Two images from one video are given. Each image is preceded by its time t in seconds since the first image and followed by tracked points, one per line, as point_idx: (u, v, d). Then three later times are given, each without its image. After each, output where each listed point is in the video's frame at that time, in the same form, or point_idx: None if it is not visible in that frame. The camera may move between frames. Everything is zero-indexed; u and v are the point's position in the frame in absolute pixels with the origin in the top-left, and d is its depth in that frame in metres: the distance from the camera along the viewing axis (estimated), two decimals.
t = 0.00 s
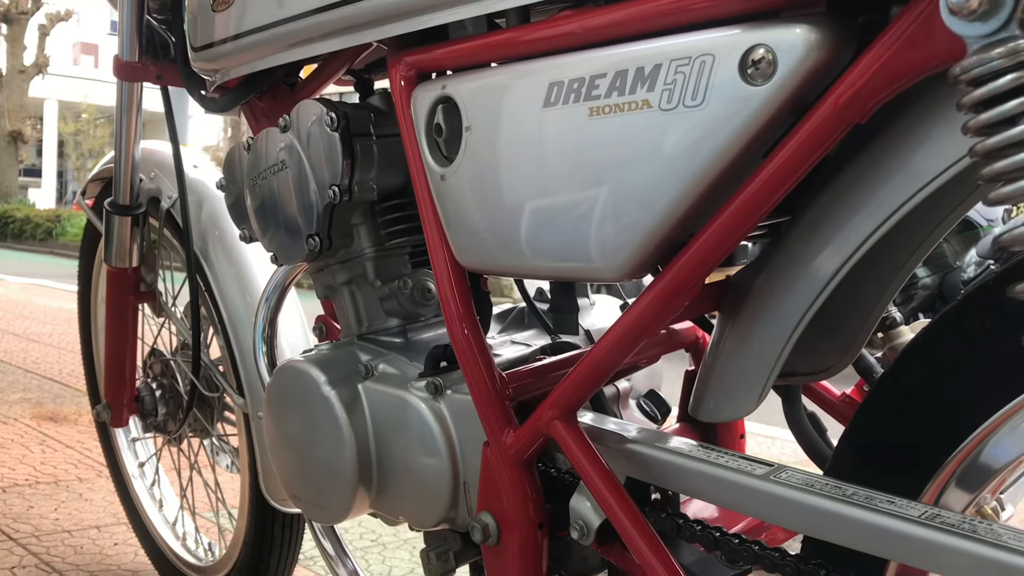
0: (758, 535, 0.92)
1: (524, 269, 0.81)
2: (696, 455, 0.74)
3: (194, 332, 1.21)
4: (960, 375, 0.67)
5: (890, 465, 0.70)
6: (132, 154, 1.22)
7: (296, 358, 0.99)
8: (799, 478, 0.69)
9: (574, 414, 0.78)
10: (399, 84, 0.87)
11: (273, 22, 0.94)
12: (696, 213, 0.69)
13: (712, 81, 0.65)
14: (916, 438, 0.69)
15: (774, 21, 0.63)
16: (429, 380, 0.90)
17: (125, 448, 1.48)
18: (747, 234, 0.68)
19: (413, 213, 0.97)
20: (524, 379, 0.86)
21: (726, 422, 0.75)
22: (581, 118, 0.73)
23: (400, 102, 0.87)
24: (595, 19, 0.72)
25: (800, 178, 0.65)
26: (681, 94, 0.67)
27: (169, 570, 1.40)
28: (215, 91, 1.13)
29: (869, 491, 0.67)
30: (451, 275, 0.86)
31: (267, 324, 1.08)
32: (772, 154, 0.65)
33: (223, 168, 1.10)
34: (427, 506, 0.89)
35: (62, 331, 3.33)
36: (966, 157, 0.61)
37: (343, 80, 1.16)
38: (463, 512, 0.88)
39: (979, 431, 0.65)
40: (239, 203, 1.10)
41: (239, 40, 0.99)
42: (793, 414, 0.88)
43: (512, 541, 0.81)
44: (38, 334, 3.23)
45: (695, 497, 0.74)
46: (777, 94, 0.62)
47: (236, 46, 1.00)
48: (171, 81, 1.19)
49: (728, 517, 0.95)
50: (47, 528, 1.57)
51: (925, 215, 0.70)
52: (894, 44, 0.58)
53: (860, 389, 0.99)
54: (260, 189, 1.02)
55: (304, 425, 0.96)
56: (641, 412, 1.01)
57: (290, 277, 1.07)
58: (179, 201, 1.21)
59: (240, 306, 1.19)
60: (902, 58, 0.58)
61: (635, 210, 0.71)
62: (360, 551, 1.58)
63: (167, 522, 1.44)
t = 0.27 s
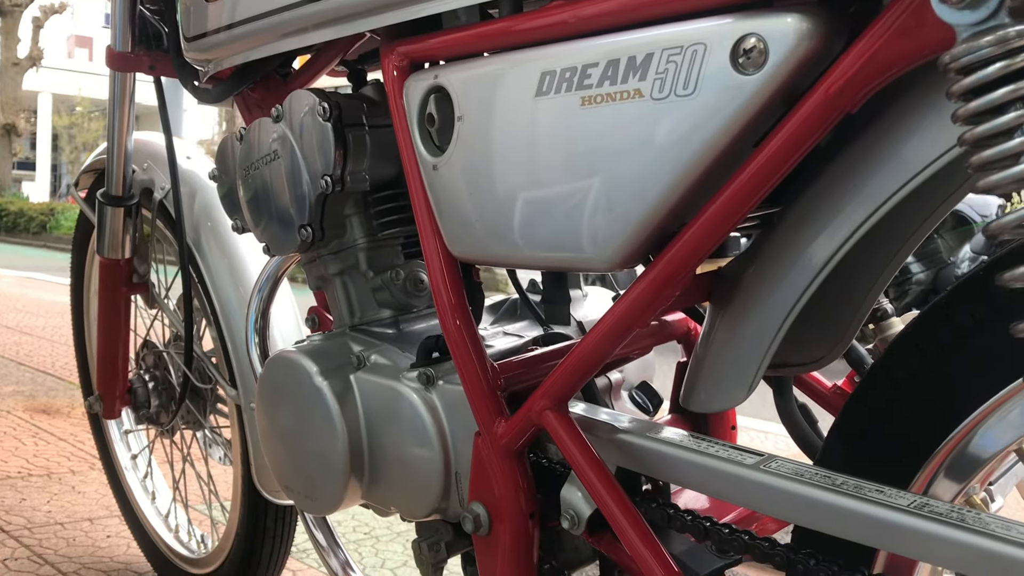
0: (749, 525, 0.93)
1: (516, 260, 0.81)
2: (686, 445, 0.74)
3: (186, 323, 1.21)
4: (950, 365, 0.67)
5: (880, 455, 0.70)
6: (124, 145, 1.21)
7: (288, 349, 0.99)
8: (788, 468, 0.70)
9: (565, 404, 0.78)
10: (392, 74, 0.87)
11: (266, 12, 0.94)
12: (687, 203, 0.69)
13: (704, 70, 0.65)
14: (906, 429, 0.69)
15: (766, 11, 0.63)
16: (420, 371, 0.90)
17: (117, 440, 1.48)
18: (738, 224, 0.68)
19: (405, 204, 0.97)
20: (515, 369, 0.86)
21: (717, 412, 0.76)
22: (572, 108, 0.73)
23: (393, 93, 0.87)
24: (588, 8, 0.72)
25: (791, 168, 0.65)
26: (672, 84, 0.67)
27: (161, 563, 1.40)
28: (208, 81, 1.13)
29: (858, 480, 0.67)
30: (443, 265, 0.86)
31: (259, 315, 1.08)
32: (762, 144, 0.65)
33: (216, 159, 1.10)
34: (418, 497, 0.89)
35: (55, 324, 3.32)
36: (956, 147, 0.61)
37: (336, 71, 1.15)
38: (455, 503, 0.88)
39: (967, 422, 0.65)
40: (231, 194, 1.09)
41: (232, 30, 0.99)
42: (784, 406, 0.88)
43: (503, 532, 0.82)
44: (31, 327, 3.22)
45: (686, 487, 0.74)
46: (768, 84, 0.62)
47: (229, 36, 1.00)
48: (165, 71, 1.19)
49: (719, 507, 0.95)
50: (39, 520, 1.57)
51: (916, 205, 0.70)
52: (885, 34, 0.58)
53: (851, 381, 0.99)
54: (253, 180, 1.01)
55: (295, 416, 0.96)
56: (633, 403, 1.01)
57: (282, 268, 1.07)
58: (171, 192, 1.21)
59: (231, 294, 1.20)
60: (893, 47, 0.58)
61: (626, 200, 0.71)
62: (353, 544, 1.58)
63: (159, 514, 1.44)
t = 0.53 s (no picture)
0: (741, 513, 0.93)
1: (509, 249, 0.81)
2: (679, 433, 0.74)
3: (180, 314, 1.21)
4: (942, 353, 0.67)
5: (872, 443, 0.70)
6: (118, 135, 1.21)
7: (282, 338, 0.99)
8: (781, 455, 0.70)
9: (558, 392, 0.78)
10: (385, 62, 0.87)
11: (259, 1, 0.93)
12: (680, 191, 0.69)
13: (697, 57, 0.65)
14: (897, 416, 0.69)
15: None
16: (414, 360, 0.89)
17: (112, 431, 1.48)
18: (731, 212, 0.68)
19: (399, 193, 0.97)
20: (509, 358, 0.86)
21: (709, 401, 0.76)
22: (566, 95, 0.73)
23: (386, 82, 0.87)
24: None
25: (784, 155, 0.65)
26: (665, 71, 0.67)
27: (155, 554, 1.40)
28: (202, 71, 1.13)
29: (849, 468, 0.67)
30: (436, 254, 0.86)
31: (253, 305, 1.08)
32: (755, 131, 0.65)
33: (209, 148, 1.09)
34: (412, 486, 0.89)
35: (50, 316, 3.31)
36: (949, 134, 0.61)
37: (330, 61, 1.15)
38: (448, 492, 0.88)
39: (958, 411, 0.65)
40: (225, 184, 1.09)
41: (225, 19, 0.99)
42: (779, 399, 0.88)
43: (496, 520, 0.82)
44: (26, 320, 3.21)
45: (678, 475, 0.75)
46: (760, 71, 0.62)
47: (222, 25, 0.99)
48: (158, 61, 1.17)
49: (712, 495, 0.96)
50: (33, 512, 1.57)
51: (911, 192, 0.70)
52: (878, 20, 0.58)
53: (843, 371, 0.99)
54: (246, 170, 1.01)
55: (289, 405, 0.96)
56: (626, 393, 1.01)
57: (276, 258, 1.07)
58: (165, 182, 1.21)
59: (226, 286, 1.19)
60: (885, 34, 0.58)
61: (620, 188, 0.71)
62: (348, 535, 1.59)
63: (154, 505, 1.44)
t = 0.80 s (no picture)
0: (734, 500, 0.93)
1: (504, 235, 0.81)
2: (673, 419, 0.74)
3: (176, 303, 1.21)
4: (935, 337, 0.67)
5: (864, 426, 0.70)
6: (113, 125, 1.21)
7: (277, 326, 0.99)
8: (773, 440, 0.70)
9: (552, 378, 0.78)
10: (380, 49, 0.87)
11: None
12: (673, 176, 0.69)
13: (690, 42, 0.65)
14: (891, 400, 0.69)
15: None
16: (409, 347, 0.90)
17: (108, 421, 1.48)
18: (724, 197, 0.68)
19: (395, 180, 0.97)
20: (503, 345, 0.86)
21: (702, 387, 0.76)
22: (559, 81, 0.73)
23: (381, 69, 0.87)
24: None
25: (777, 140, 0.65)
26: (658, 55, 0.67)
27: (152, 543, 1.40)
28: (196, 60, 1.13)
29: (842, 452, 0.68)
30: (431, 241, 0.86)
31: (248, 293, 1.09)
32: (749, 115, 0.65)
33: (204, 137, 1.09)
34: (407, 473, 0.89)
35: (47, 308, 3.31)
36: (942, 118, 0.61)
37: (325, 49, 1.15)
38: (443, 478, 0.88)
39: (950, 395, 0.65)
40: (220, 173, 1.09)
41: (220, 6, 0.98)
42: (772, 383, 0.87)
43: (491, 506, 0.82)
44: (23, 312, 3.21)
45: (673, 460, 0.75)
46: (754, 55, 0.62)
47: (217, 13, 0.99)
48: (152, 50, 1.16)
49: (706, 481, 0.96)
50: (30, 502, 1.57)
51: (905, 178, 0.70)
52: (871, 3, 0.58)
53: (837, 357, 0.99)
54: (241, 158, 1.01)
55: (284, 393, 0.96)
56: (621, 381, 1.00)
57: (272, 246, 1.07)
58: (160, 171, 1.21)
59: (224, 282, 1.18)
60: (878, 17, 0.58)
61: (613, 174, 0.71)
62: (345, 525, 1.59)
63: (151, 495, 1.44)
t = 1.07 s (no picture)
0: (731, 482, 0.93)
1: (500, 218, 0.81)
2: (670, 401, 0.74)
3: (173, 290, 1.21)
4: (932, 317, 0.67)
5: (860, 406, 0.71)
6: (110, 112, 1.20)
7: (274, 312, 0.99)
8: (769, 421, 0.70)
9: (549, 361, 0.78)
10: (376, 33, 0.87)
11: None
12: (669, 157, 0.69)
13: (686, 21, 0.65)
14: (890, 380, 0.69)
15: None
16: (405, 332, 0.90)
17: (106, 410, 1.48)
18: (721, 178, 0.68)
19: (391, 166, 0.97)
20: (499, 329, 0.86)
21: (699, 369, 0.76)
22: (555, 62, 0.73)
23: (377, 52, 0.88)
24: None
25: (773, 120, 0.64)
26: (654, 35, 0.67)
27: (150, 531, 1.40)
28: (193, 45, 1.12)
29: (838, 432, 0.68)
30: (427, 225, 0.86)
31: (245, 279, 1.09)
32: (745, 96, 0.64)
33: (200, 123, 1.09)
34: (404, 458, 0.89)
35: (45, 299, 3.32)
36: (938, 97, 0.61)
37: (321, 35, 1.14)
38: (440, 463, 0.88)
39: (947, 376, 0.65)
40: (216, 160, 1.09)
41: None
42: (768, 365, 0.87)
43: (488, 490, 0.82)
44: (21, 302, 3.23)
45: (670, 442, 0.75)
46: (750, 34, 0.62)
47: None
48: (149, 36, 1.16)
49: (703, 464, 0.96)
50: (29, 491, 1.57)
51: (903, 158, 0.70)
52: None
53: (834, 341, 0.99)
54: (238, 144, 1.01)
55: (280, 378, 0.96)
56: (618, 366, 1.00)
57: (270, 232, 1.07)
58: (157, 158, 1.20)
59: (219, 264, 1.18)
60: None
61: (610, 155, 0.71)
62: (343, 513, 1.59)
63: (149, 483, 1.44)
